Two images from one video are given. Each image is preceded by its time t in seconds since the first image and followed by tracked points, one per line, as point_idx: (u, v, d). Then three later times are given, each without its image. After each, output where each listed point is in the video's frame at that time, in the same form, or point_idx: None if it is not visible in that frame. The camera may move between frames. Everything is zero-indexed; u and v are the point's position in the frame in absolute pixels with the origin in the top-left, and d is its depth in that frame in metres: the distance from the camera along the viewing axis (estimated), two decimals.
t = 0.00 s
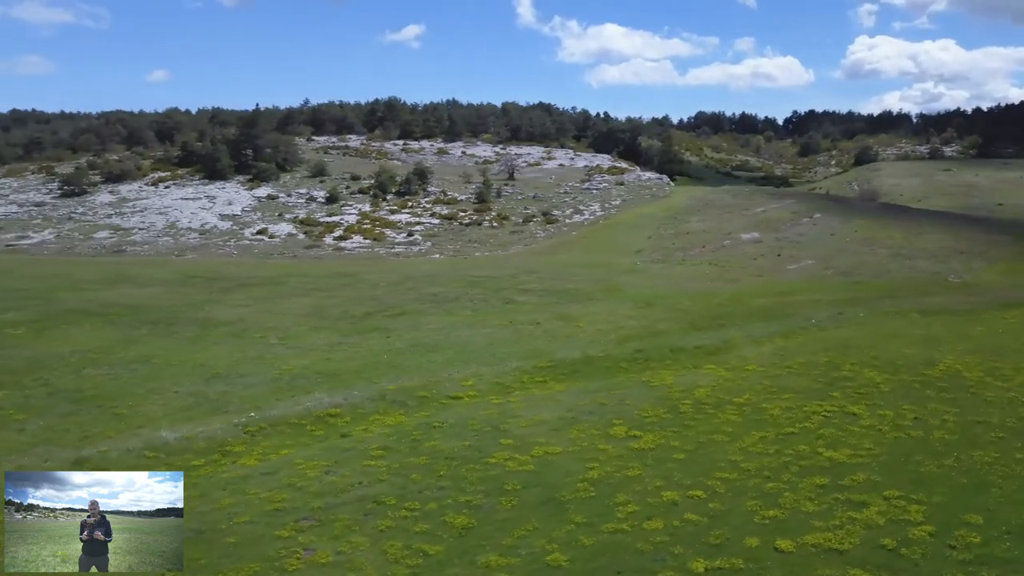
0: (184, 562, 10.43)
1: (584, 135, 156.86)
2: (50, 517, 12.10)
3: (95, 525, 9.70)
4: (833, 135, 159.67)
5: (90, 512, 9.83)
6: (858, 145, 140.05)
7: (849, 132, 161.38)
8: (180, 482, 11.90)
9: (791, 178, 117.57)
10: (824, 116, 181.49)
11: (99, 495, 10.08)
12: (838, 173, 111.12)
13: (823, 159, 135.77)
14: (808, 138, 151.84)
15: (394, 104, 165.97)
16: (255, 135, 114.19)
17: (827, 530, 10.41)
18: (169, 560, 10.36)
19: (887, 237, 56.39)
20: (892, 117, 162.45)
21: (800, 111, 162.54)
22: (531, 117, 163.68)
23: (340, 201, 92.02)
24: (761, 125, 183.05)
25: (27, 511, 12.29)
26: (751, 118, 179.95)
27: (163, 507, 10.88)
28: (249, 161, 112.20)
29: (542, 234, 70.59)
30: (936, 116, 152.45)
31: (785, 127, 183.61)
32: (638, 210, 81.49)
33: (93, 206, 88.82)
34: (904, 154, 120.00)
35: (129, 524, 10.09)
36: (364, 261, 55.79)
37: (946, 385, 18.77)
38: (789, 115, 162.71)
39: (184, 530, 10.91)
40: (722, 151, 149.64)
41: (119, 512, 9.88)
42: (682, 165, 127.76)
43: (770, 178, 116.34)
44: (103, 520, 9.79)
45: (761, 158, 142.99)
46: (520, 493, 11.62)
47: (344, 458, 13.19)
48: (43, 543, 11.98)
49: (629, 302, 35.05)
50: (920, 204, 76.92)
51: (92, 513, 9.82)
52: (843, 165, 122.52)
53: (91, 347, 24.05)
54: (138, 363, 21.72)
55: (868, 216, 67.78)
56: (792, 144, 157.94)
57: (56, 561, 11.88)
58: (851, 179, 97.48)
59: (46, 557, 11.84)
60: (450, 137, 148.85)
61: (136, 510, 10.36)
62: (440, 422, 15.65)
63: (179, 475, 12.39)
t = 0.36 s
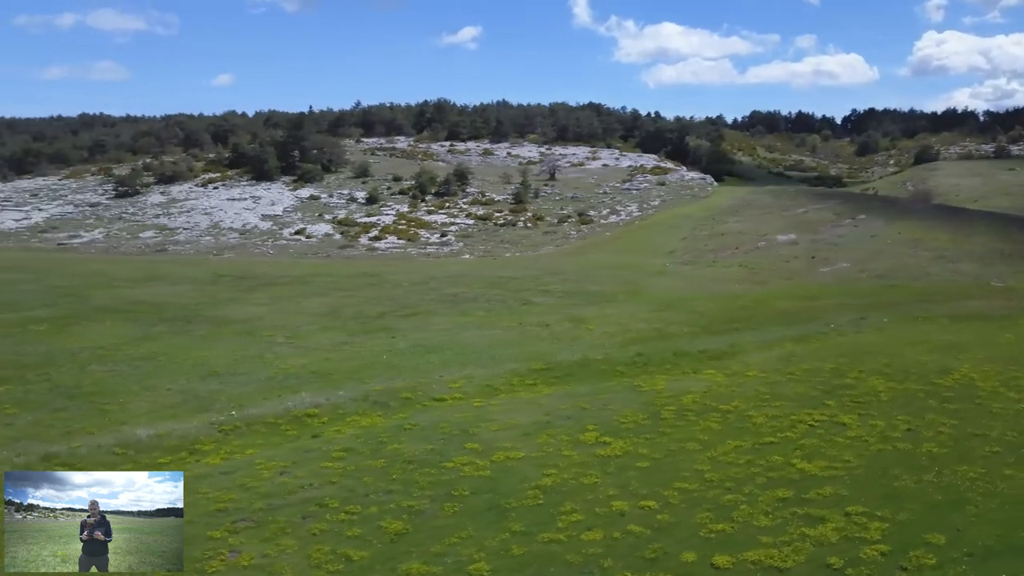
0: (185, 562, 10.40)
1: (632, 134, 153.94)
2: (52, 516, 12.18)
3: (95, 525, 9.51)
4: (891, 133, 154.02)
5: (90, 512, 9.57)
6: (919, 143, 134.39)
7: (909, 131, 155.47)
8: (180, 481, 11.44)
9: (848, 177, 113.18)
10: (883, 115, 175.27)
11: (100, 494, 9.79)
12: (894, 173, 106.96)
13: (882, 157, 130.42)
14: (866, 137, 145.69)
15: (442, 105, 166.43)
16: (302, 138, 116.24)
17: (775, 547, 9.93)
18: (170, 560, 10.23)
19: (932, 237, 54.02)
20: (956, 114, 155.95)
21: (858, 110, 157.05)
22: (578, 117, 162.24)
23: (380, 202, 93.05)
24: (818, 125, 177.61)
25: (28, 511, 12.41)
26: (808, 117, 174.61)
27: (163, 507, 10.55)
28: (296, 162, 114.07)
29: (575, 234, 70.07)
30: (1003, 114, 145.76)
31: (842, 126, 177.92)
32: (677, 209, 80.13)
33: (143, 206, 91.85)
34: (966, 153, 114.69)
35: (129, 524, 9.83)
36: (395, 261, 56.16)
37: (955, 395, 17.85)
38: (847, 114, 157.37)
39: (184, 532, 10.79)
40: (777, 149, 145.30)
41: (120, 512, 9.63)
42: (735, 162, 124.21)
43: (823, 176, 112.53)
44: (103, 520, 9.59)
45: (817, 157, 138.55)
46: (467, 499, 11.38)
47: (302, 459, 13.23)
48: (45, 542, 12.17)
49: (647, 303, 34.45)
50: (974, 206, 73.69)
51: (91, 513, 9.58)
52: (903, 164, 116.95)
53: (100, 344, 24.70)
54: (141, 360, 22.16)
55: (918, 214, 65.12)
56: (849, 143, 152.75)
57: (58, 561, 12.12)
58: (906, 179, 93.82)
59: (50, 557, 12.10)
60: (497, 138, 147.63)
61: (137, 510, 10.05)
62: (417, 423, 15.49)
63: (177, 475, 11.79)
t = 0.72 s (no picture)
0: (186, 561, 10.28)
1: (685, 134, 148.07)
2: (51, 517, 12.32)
3: (96, 525, 9.47)
4: (960, 132, 146.96)
5: (90, 512, 9.58)
6: (992, 142, 127.10)
7: (979, 130, 148.14)
8: (180, 481, 11.47)
9: (910, 177, 108.20)
10: (952, 112, 167.50)
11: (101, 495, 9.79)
12: (960, 173, 101.79)
13: (949, 156, 124.29)
14: (933, 136, 138.87)
15: (496, 107, 165.78)
16: (352, 139, 117.72)
17: (711, 563, 9.57)
18: (170, 560, 10.08)
19: (985, 240, 51.53)
20: None
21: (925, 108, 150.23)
22: (628, 114, 160.06)
23: (423, 203, 93.78)
24: (882, 123, 170.51)
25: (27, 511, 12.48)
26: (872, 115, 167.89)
27: (164, 507, 10.60)
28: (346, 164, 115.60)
29: (613, 235, 69.40)
30: None
31: (907, 124, 170.76)
32: (721, 208, 78.44)
33: (197, 207, 94.83)
34: None
35: (130, 524, 9.85)
36: (431, 262, 56.57)
37: (963, 405, 16.95)
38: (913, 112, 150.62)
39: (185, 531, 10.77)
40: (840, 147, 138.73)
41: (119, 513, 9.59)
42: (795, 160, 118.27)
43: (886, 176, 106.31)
44: (103, 520, 9.56)
45: (881, 156, 132.48)
46: (415, 502, 11.30)
47: (268, 459, 13.37)
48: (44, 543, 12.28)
49: (669, 305, 33.85)
50: None
51: (91, 514, 9.56)
52: (969, 164, 110.98)
53: (112, 340, 25.63)
54: (143, 357, 22.84)
55: (976, 215, 62.12)
56: (913, 142, 146.36)
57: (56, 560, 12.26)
58: (969, 180, 89.65)
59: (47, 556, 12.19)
60: (549, 138, 145.53)
61: (137, 510, 10.07)
62: (395, 425, 15.49)
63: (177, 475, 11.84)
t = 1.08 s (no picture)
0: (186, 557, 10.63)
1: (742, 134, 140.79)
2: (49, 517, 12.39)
3: (95, 526, 10.03)
4: None
5: (90, 512, 10.14)
6: None
7: None
8: (181, 480, 11.89)
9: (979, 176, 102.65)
10: None
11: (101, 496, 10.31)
12: None
13: None
14: (1007, 136, 131.55)
15: (551, 107, 163.36)
16: (403, 140, 118.16)
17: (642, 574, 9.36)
18: (169, 558, 10.33)
19: None
20: None
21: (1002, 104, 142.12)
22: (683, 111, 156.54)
23: (467, 203, 93.98)
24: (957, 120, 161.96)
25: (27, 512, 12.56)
26: (946, 113, 159.60)
27: (164, 507, 11.02)
28: (397, 165, 116.39)
29: (653, 235, 68.48)
30: None
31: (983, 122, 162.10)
32: (769, 208, 76.43)
33: (249, 207, 97.22)
34: None
35: (130, 524, 10.35)
36: (467, 262, 56.76)
37: (968, 416, 16.14)
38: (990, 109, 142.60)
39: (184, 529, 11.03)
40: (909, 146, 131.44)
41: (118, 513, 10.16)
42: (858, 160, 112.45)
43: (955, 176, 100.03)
44: (103, 521, 10.10)
45: (952, 155, 125.52)
46: (365, 502, 11.32)
47: (238, 456, 13.57)
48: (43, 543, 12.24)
49: (691, 308, 33.33)
50: None
51: (92, 514, 10.12)
52: None
53: (135, 336, 26.72)
54: (158, 352, 23.71)
55: None
56: (988, 139, 138.81)
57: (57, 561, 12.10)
58: None
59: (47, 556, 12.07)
60: (601, 138, 140.89)
61: (137, 510, 10.55)
62: (375, 424, 15.60)
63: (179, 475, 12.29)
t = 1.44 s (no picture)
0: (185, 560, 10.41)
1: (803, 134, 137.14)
2: (50, 517, 12.38)
3: (96, 525, 9.89)
4: None
5: (91, 512, 9.99)
6: None
7: None
8: (181, 481, 11.87)
9: None
10: None
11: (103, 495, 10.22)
12: None
13: None
14: None
15: (606, 107, 161.34)
16: (454, 142, 118.74)
17: None
18: (169, 560, 10.18)
19: None
20: None
21: None
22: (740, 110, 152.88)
23: (513, 205, 94.17)
24: None
25: (27, 511, 12.53)
26: None
27: (164, 507, 10.93)
28: (448, 168, 117.17)
29: (697, 237, 67.33)
30: None
31: None
32: (820, 209, 74.15)
33: (302, 208, 99.50)
34: None
35: (130, 524, 10.21)
36: (504, 263, 56.84)
37: (971, 427, 15.36)
38: None
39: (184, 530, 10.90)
40: (983, 146, 125.11)
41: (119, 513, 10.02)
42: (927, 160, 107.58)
43: None
44: (103, 520, 9.97)
45: None
46: (318, 500, 11.52)
47: (212, 450, 13.90)
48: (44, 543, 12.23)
49: (715, 311, 32.66)
50: None
51: (93, 513, 10.00)
52: None
53: (162, 332, 27.66)
54: (174, 348, 24.52)
55: None
56: None
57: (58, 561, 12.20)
58: None
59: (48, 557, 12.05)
60: (657, 139, 138.93)
61: (137, 510, 10.42)
62: (357, 423, 15.79)
63: (179, 475, 12.26)
